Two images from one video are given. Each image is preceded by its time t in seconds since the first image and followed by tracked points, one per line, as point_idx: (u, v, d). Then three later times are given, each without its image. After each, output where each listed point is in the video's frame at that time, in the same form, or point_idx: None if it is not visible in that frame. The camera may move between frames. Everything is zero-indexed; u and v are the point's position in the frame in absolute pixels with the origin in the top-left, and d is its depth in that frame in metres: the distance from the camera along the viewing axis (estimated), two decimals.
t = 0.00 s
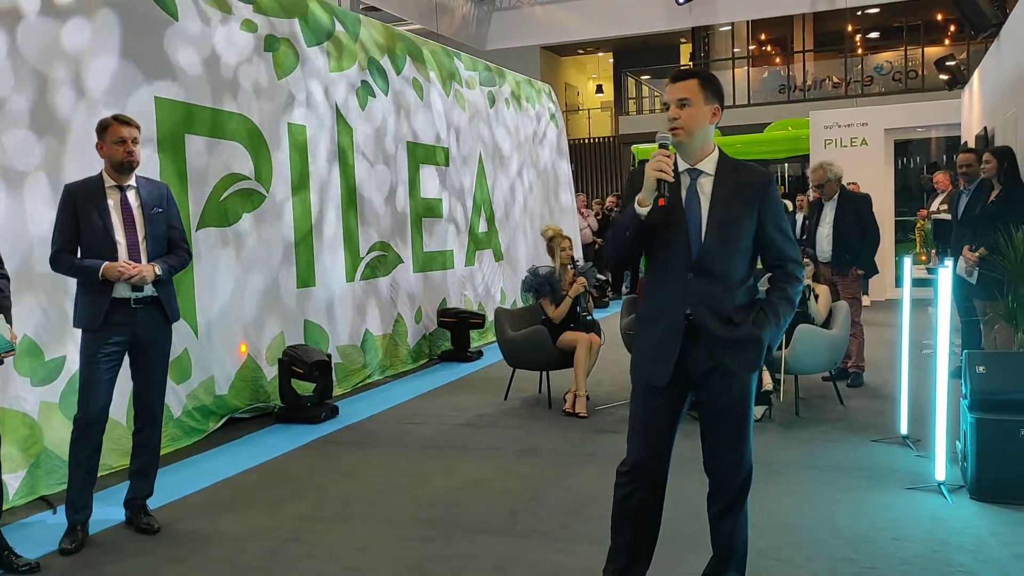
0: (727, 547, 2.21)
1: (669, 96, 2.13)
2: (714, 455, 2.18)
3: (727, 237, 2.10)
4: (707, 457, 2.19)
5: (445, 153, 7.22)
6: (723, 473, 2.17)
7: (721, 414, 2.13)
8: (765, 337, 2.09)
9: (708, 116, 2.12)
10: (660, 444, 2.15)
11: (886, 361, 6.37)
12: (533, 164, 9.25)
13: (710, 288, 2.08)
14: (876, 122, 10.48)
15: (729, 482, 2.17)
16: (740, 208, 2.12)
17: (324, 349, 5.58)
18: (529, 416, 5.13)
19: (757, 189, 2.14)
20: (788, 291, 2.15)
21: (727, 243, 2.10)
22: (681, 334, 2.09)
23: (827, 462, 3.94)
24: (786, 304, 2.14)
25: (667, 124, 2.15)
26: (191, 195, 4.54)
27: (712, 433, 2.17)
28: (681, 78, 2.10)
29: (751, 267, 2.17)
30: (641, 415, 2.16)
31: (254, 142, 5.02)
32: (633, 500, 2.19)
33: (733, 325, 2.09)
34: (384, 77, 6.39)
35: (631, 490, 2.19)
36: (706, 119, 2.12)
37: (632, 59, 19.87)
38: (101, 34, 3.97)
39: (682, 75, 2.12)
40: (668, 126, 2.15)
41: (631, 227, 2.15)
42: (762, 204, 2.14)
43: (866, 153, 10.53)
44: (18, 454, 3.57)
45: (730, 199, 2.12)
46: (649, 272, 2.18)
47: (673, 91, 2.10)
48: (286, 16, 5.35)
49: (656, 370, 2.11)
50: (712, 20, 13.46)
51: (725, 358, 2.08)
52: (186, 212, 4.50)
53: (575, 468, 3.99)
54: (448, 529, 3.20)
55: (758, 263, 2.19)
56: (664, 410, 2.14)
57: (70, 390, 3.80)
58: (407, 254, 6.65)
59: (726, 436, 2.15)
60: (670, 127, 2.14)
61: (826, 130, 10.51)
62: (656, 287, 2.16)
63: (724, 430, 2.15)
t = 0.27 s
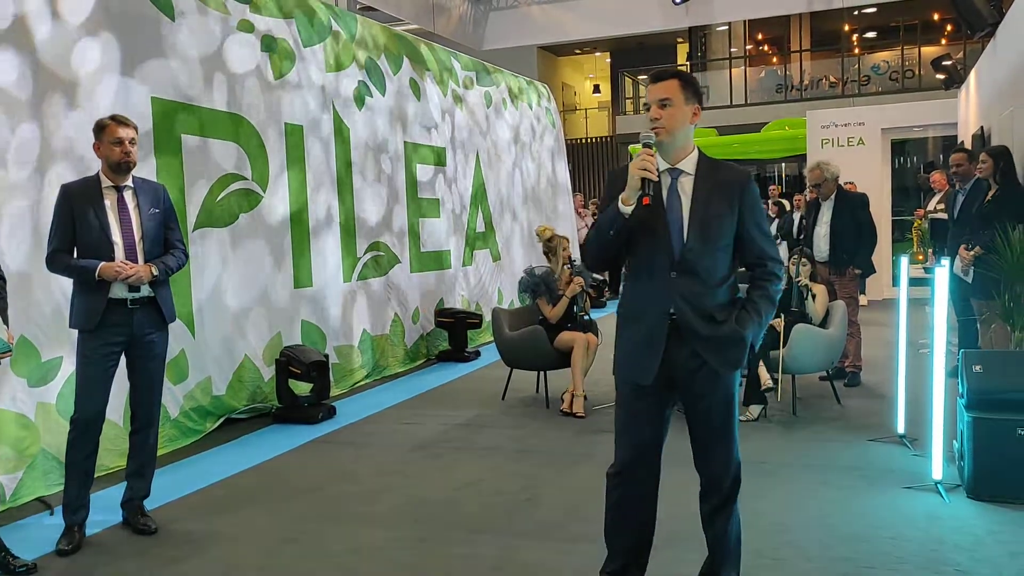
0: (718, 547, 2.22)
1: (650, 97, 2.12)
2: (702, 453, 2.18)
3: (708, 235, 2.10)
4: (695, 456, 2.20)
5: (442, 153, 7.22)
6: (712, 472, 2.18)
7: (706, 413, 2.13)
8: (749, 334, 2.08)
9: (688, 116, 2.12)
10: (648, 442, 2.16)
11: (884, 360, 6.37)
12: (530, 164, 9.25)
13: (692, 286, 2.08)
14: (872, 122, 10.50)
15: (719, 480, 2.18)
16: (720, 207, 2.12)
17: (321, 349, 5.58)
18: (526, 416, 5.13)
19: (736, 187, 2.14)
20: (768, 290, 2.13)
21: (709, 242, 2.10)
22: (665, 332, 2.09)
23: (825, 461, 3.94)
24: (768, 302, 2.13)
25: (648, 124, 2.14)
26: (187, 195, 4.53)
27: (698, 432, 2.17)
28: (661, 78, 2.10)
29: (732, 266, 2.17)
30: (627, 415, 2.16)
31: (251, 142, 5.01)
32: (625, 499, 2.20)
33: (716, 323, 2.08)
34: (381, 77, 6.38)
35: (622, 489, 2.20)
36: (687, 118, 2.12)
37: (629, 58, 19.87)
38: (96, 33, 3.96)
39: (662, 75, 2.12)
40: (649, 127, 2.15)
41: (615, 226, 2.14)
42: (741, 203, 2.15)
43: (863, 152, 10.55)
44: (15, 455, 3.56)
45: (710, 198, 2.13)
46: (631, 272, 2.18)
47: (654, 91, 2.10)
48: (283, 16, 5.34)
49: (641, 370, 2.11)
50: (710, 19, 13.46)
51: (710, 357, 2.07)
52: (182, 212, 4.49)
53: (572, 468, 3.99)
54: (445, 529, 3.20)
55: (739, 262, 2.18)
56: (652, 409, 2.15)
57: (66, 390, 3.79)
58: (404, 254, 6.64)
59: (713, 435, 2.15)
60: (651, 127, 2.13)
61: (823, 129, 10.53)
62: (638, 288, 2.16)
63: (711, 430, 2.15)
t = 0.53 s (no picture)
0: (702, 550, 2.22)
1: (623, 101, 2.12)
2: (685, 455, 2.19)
3: (686, 235, 2.11)
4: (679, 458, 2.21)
5: (441, 154, 7.22)
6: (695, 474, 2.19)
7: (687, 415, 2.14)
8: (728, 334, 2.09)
9: (663, 117, 2.12)
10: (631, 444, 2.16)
11: (882, 360, 6.39)
12: (528, 165, 9.25)
13: (671, 286, 2.09)
14: (870, 122, 10.53)
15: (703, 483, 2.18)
16: (697, 206, 2.13)
17: (320, 351, 5.58)
18: (525, 417, 5.13)
19: (712, 187, 2.15)
20: (744, 289, 2.14)
21: (687, 242, 2.11)
22: (645, 332, 2.09)
23: (823, 461, 3.94)
24: (745, 302, 2.14)
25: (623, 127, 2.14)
26: (185, 195, 4.53)
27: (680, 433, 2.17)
28: (634, 81, 2.09)
29: (709, 266, 2.18)
30: (609, 416, 2.17)
31: (251, 143, 5.02)
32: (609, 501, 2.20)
33: (694, 323, 2.09)
34: (380, 77, 6.38)
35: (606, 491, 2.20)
36: (662, 120, 2.12)
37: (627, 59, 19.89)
38: (93, 33, 3.95)
39: (635, 78, 2.11)
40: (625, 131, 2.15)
41: (594, 227, 2.11)
42: (717, 203, 2.16)
43: (861, 152, 10.57)
44: (13, 456, 3.56)
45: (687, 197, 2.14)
46: (610, 273, 2.18)
47: (627, 95, 2.09)
48: (281, 16, 5.34)
49: (622, 371, 2.11)
50: (708, 20, 13.47)
51: (689, 357, 2.08)
52: (180, 213, 4.49)
53: (571, 468, 4.00)
54: (443, 530, 3.20)
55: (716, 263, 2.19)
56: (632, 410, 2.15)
57: (64, 392, 3.79)
58: (403, 254, 6.65)
59: (694, 437, 2.16)
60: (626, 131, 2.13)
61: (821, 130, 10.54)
62: (617, 288, 2.16)
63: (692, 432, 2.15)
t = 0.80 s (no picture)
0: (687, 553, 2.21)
1: (600, 104, 2.13)
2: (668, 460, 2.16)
3: (665, 235, 2.12)
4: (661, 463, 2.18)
5: (440, 155, 7.22)
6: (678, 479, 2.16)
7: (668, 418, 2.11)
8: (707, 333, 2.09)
9: (640, 119, 2.14)
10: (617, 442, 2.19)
11: (881, 360, 6.40)
12: (528, 165, 9.25)
13: (651, 287, 2.10)
14: (869, 123, 10.54)
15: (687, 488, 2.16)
16: (676, 206, 2.13)
17: (320, 351, 5.58)
18: (525, 417, 5.13)
19: (690, 187, 2.15)
20: (722, 290, 2.14)
21: (666, 242, 2.11)
22: (626, 332, 2.10)
23: (822, 462, 3.95)
24: (722, 301, 2.14)
25: (601, 129, 2.14)
26: (184, 195, 4.52)
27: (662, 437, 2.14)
28: (610, 84, 2.11)
29: (688, 267, 2.18)
30: (593, 415, 2.19)
31: (251, 144, 5.02)
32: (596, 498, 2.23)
33: (674, 323, 2.09)
34: (380, 78, 6.39)
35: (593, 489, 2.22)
36: (640, 122, 2.15)
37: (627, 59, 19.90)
38: (93, 33, 3.95)
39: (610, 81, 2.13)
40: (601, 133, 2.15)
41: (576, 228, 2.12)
42: (695, 203, 2.15)
43: (860, 153, 10.58)
44: (13, 457, 3.55)
45: (666, 198, 2.14)
46: (591, 274, 2.19)
47: (605, 98, 2.11)
48: (281, 16, 5.34)
49: (603, 371, 2.12)
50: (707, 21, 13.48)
51: (670, 357, 2.08)
52: (181, 214, 4.49)
53: (571, 468, 4.00)
54: (442, 530, 3.20)
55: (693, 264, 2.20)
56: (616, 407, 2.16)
57: (64, 392, 3.79)
58: (403, 255, 6.66)
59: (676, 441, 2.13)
60: (604, 133, 2.14)
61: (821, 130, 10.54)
62: (598, 289, 2.16)
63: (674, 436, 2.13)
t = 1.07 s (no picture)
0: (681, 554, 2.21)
1: (587, 105, 2.14)
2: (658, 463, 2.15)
3: (653, 235, 2.12)
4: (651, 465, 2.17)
5: (441, 155, 7.22)
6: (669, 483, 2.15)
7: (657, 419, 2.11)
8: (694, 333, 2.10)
9: (628, 122, 2.15)
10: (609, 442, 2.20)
11: (882, 361, 6.40)
12: (529, 165, 9.25)
13: (640, 287, 2.10)
14: (871, 124, 10.54)
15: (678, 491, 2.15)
16: (662, 208, 2.14)
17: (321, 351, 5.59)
18: (527, 418, 5.14)
19: (675, 187, 2.16)
20: (705, 290, 2.15)
21: (654, 242, 2.12)
22: (616, 333, 2.10)
23: (822, 462, 3.95)
24: (707, 301, 2.15)
25: (588, 130, 2.15)
26: (187, 195, 4.53)
27: (651, 439, 2.14)
28: (597, 85, 2.12)
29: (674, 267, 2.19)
30: (583, 415, 2.19)
31: (252, 144, 5.02)
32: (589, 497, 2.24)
33: (662, 323, 2.10)
34: (381, 78, 6.39)
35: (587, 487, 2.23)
36: (626, 125, 2.15)
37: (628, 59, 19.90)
38: (95, 33, 3.95)
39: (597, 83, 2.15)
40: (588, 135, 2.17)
41: (566, 228, 2.09)
42: (680, 204, 2.16)
43: (861, 153, 10.59)
44: (14, 457, 3.56)
45: (652, 199, 2.15)
46: (579, 274, 2.18)
47: (592, 100, 2.12)
48: (282, 16, 5.34)
49: (594, 371, 2.11)
50: (708, 21, 13.48)
51: (659, 357, 2.08)
52: (182, 213, 4.49)
53: (572, 469, 4.00)
54: (443, 531, 3.20)
55: (675, 265, 2.21)
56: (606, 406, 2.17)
57: (64, 392, 3.78)
58: (404, 255, 6.67)
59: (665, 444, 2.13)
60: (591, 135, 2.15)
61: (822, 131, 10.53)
62: (586, 289, 2.16)
63: (662, 437, 2.12)
